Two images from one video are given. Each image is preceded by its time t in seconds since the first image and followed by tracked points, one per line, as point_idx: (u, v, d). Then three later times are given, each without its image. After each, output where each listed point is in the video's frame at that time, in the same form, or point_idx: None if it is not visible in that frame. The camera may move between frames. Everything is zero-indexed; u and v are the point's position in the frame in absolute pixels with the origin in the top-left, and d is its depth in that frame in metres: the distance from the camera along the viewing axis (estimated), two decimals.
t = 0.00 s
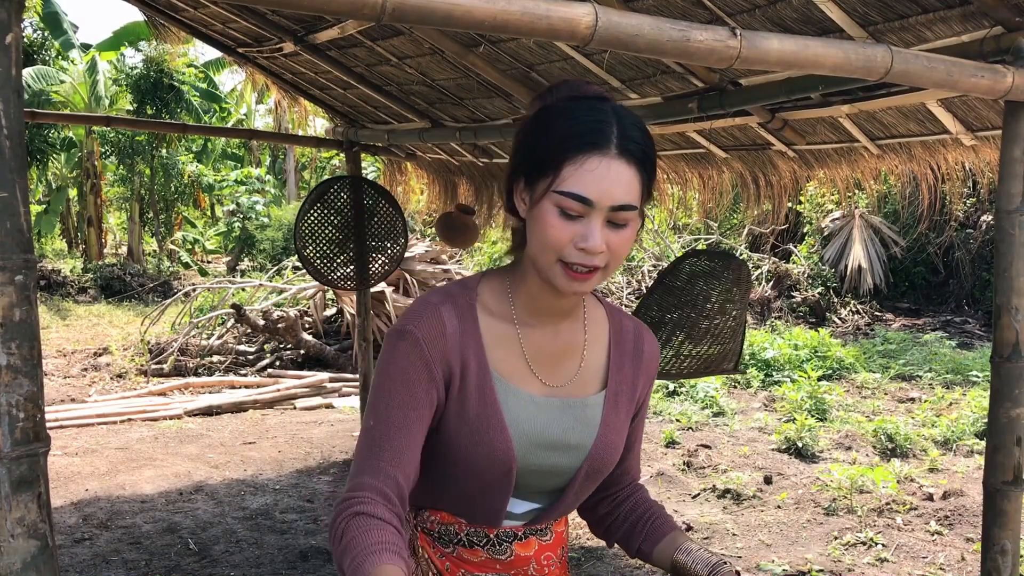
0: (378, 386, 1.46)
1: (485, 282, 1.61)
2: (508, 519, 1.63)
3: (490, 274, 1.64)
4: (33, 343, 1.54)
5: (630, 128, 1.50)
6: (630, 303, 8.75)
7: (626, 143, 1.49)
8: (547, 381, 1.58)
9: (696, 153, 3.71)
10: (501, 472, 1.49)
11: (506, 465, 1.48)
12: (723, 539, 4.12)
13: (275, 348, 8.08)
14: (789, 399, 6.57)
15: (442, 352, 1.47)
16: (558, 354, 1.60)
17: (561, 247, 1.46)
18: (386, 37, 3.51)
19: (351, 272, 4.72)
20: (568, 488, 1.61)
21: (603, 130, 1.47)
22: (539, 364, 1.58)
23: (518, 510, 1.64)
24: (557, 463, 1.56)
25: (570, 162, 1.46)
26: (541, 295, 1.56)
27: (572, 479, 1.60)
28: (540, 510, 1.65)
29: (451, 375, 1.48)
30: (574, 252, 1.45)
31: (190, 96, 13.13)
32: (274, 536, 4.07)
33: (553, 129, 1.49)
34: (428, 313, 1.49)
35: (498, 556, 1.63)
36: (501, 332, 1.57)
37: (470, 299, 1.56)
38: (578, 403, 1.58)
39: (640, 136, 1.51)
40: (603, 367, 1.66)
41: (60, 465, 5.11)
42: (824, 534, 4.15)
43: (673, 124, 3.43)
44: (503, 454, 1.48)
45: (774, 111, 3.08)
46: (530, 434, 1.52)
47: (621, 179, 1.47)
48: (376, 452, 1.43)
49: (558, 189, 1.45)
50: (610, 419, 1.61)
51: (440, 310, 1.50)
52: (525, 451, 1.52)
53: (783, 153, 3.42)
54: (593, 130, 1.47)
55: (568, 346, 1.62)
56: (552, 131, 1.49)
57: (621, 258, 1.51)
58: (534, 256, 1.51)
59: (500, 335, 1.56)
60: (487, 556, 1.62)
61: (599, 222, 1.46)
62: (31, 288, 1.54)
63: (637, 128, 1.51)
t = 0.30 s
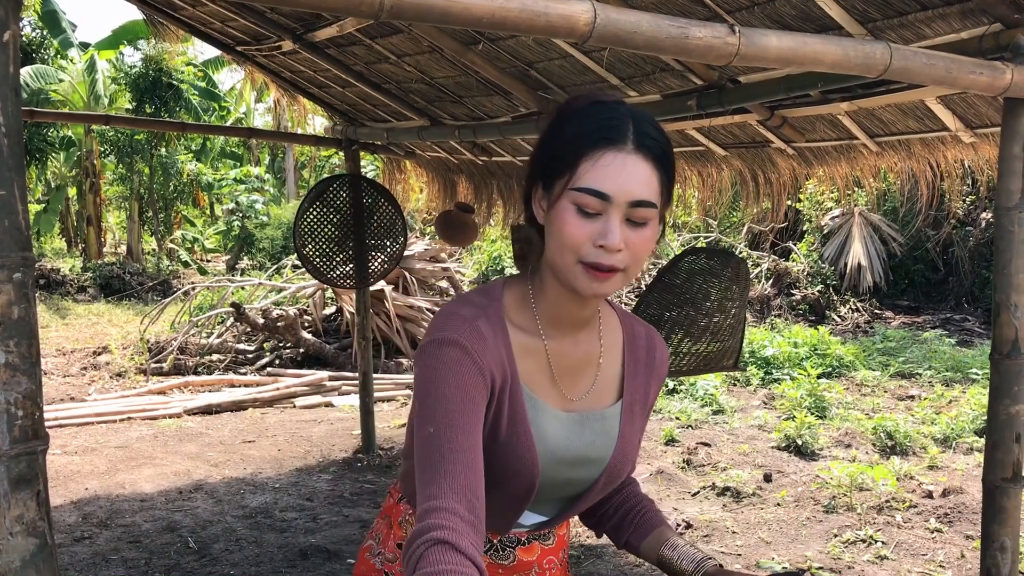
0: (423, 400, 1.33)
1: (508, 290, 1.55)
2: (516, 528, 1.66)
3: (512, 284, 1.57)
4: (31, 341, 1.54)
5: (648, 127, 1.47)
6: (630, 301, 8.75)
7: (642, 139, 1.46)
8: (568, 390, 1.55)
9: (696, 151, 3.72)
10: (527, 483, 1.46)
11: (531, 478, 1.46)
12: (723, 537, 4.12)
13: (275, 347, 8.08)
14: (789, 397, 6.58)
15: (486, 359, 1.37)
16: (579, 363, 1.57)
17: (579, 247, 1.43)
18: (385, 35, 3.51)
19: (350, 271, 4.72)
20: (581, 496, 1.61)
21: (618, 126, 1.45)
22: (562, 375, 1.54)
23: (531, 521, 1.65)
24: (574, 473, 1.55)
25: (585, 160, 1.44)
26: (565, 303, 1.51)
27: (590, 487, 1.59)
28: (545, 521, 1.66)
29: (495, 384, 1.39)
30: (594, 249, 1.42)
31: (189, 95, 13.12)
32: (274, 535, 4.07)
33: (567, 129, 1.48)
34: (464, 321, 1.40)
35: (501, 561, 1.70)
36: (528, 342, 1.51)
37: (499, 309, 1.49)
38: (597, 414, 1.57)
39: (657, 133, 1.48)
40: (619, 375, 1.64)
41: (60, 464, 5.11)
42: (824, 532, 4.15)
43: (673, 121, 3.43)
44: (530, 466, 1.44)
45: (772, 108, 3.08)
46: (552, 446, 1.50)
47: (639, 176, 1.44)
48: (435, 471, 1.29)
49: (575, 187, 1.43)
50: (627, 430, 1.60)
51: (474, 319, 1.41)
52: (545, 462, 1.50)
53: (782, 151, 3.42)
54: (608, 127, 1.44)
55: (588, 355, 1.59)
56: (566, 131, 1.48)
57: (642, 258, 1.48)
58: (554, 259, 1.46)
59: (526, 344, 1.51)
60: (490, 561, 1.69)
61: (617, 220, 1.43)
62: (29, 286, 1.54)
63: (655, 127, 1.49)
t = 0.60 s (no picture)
0: (428, 399, 1.33)
1: (514, 292, 1.55)
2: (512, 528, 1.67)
3: (517, 286, 1.57)
4: (30, 338, 1.54)
5: (657, 132, 1.46)
6: (630, 298, 8.76)
7: (649, 145, 1.45)
8: (569, 396, 1.55)
9: (694, 147, 3.72)
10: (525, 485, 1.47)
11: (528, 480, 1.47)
12: (722, 533, 4.12)
13: (274, 344, 8.08)
14: (788, 393, 6.59)
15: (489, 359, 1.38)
16: (582, 368, 1.57)
17: (582, 251, 1.41)
18: (383, 32, 3.51)
19: (349, 268, 4.72)
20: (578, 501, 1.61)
21: (626, 131, 1.44)
22: (565, 380, 1.54)
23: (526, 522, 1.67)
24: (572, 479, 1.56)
25: (592, 164, 1.43)
26: (568, 309, 1.50)
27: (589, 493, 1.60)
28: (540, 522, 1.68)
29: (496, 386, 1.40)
30: (597, 255, 1.41)
31: (187, 93, 13.11)
32: (274, 532, 4.08)
33: (575, 131, 1.48)
34: (469, 321, 1.40)
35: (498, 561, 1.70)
36: (532, 345, 1.51)
37: (503, 311, 1.49)
38: (599, 420, 1.56)
39: (667, 139, 1.47)
40: (624, 383, 1.64)
41: (59, 462, 5.12)
42: (823, 528, 4.16)
43: (672, 118, 3.42)
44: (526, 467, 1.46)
45: (771, 105, 3.08)
46: (553, 452, 1.50)
47: (645, 182, 1.43)
48: (446, 469, 1.28)
49: (579, 192, 1.42)
50: (628, 437, 1.60)
51: (477, 320, 1.42)
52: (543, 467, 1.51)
53: (781, 148, 3.42)
54: (615, 133, 1.44)
55: (591, 361, 1.59)
56: (575, 134, 1.47)
57: (647, 265, 1.46)
58: (556, 263, 1.46)
59: (530, 348, 1.51)
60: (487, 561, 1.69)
61: (621, 225, 1.42)
62: (28, 283, 1.55)
63: (664, 133, 1.48)
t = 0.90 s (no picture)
0: (408, 396, 1.37)
1: (505, 285, 1.55)
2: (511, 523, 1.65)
3: (509, 279, 1.58)
4: (27, 333, 1.54)
5: (635, 112, 1.46)
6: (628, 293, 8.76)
7: (628, 125, 1.45)
8: (564, 386, 1.54)
9: (693, 143, 3.71)
10: (519, 474, 1.46)
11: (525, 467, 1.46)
12: (721, 529, 4.13)
13: (273, 341, 8.08)
14: (787, 388, 6.60)
15: (470, 357, 1.39)
16: (576, 357, 1.56)
17: (566, 237, 1.42)
18: (382, 28, 3.51)
19: (347, 265, 4.73)
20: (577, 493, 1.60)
21: (603, 113, 1.45)
22: (559, 369, 1.54)
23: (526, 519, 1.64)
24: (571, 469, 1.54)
25: (571, 148, 1.44)
26: (560, 296, 1.50)
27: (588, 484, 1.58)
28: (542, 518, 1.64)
29: (480, 381, 1.41)
30: (580, 239, 1.42)
31: (186, 89, 13.08)
32: (273, 528, 4.08)
33: (553, 119, 1.48)
34: (454, 316, 1.41)
35: (497, 557, 1.67)
36: (523, 335, 1.51)
37: (492, 302, 1.49)
38: (593, 410, 1.55)
39: (644, 119, 1.47)
40: (619, 372, 1.62)
41: (58, 458, 5.12)
42: (822, 523, 4.16)
43: (670, 113, 3.42)
44: (520, 455, 1.45)
45: (770, 100, 3.08)
46: (548, 442, 1.49)
47: (625, 163, 1.44)
48: (408, 474, 1.34)
49: (560, 178, 1.43)
50: (625, 425, 1.58)
51: (462, 314, 1.43)
52: (540, 457, 1.49)
53: (779, 143, 3.42)
54: (593, 116, 1.44)
55: (586, 351, 1.57)
56: (552, 121, 1.48)
57: (633, 249, 1.47)
58: (542, 251, 1.47)
59: (521, 338, 1.51)
60: (486, 557, 1.67)
61: (604, 207, 1.43)
62: (25, 278, 1.54)
63: (643, 113, 1.48)
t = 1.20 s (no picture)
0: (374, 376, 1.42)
1: (481, 265, 1.56)
2: (504, 506, 1.59)
3: (485, 258, 1.58)
4: (25, 324, 1.53)
5: (599, 86, 1.47)
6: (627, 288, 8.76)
7: (591, 100, 1.46)
8: (542, 361, 1.52)
9: (691, 137, 3.70)
10: (495, 449, 1.45)
11: (500, 440, 1.44)
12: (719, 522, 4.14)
13: (272, 335, 8.07)
14: (786, 382, 6.61)
15: (433, 338, 1.42)
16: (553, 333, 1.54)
17: (534, 211, 1.43)
18: (380, 21, 3.50)
19: (346, 259, 4.73)
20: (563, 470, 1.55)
21: (566, 89, 1.45)
22: (535, 343, 1.52)
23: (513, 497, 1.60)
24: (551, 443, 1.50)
25: (537, 125, 1.45)
26: (534, 272, 1.50)
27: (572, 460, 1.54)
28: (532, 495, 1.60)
29: (446, 359, 1.43)
30: (546, 213, 1.42)
31: (184, 82, 13.05)
32: (271, 521, 4.08)
33: (516, 101, 1.49)
34: (420, 297, 1.45)
35: (495, 541, 1.59)
36: (497, 313, 1.51)
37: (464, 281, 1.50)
38: (572, 384, 1.52)
39: (607, 92, 1.47)
40: (602, 345, 1.58)
41: (57, 452, 5.12)
42: (820, 517, 4.17)
43: (669, 107, 3.41)
44: (494, 428, 1.44)
45: (769, 93, 3.07)
46: (523, 416, 1.47)
47: (588, 136, 1.44)
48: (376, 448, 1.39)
49: (526, 153, 1.44)
50: (607, 399, 1.54)
51: (429, 295, 1.45)
52: (517, 431, 1.47)
53: (778, 137, 3.41)
54: (557, 91, 1.45)
55: (565, 326, 1.55)
56: (515, 103, 1.49)
57: (603, 222, 1.46)
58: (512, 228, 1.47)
59: (493, 315, 1.51)
60: (482, 542, 1.59)
61: (570, 180, 1.43)
62: (23, 269, 1.53)
63: (607, 86, 1.48)
